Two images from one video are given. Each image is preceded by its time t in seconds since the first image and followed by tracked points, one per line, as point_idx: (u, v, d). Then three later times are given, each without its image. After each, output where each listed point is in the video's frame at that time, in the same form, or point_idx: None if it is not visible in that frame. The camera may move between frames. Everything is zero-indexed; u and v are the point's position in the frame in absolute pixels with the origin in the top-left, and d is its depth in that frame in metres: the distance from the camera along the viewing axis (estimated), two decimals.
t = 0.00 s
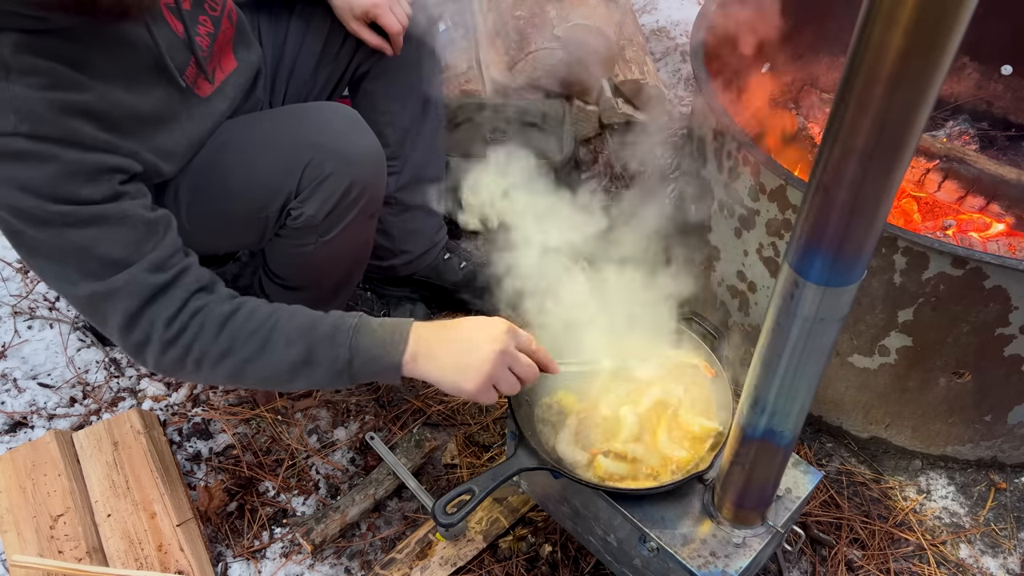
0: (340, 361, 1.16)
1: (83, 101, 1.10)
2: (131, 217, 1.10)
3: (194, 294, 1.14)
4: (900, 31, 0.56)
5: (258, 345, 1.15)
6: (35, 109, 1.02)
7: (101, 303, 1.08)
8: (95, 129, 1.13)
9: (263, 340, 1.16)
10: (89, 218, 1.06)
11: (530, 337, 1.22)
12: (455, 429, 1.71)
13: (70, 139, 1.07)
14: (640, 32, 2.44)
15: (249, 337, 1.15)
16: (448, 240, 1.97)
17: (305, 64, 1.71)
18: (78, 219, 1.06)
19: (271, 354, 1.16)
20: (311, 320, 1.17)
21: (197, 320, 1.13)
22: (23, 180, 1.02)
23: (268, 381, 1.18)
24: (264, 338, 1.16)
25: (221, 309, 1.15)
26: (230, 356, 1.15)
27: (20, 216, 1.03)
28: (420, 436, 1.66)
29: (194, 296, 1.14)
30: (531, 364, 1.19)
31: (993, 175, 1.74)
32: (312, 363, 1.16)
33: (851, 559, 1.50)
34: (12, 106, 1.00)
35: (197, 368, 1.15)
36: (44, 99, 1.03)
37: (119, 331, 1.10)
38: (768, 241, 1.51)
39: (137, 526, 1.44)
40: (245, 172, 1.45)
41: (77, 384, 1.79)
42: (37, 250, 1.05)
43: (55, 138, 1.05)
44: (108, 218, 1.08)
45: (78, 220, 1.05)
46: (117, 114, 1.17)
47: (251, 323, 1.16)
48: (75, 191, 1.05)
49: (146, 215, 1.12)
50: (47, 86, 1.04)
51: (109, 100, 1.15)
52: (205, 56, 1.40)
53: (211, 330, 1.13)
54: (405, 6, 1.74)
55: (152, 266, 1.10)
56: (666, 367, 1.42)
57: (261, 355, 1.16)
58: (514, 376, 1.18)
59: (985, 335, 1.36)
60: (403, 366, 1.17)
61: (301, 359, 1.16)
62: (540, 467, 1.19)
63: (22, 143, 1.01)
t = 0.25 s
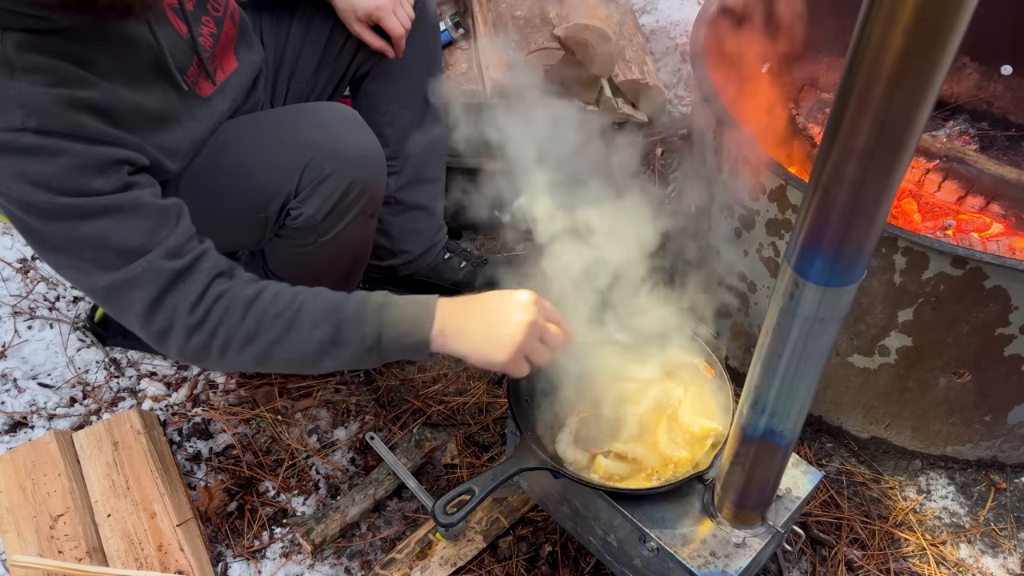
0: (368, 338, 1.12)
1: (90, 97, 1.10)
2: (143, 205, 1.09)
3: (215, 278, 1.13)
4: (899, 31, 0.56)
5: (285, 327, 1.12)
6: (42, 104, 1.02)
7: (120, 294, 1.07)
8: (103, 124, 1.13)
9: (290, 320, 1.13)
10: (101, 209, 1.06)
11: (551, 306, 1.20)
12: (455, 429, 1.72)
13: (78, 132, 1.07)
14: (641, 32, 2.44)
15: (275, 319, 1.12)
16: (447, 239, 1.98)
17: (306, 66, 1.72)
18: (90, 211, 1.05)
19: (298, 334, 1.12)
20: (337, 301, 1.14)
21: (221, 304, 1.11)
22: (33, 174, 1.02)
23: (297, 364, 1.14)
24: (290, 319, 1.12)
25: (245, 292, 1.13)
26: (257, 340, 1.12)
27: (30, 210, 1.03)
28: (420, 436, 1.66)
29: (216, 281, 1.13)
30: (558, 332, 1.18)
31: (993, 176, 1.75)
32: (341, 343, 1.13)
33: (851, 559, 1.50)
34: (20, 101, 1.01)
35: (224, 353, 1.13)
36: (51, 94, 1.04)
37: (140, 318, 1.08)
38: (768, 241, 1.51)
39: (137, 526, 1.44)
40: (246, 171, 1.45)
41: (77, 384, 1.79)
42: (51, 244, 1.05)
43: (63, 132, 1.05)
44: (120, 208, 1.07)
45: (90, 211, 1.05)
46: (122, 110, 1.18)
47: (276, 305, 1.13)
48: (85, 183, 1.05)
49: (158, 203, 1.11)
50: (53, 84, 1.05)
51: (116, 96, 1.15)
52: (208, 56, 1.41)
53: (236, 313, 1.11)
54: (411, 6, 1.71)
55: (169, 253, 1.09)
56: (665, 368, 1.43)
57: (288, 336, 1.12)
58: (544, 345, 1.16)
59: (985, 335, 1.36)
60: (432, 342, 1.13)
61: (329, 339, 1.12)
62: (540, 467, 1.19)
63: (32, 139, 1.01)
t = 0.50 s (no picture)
0: (389, 342, 1.16)
1: (95, 91, 1.10)
2: (151, 196, 1.10)
3: (233, 271, 1.14)
4: (899, 31, 0.56)
5: (304, 324, 1.15)
6: (51, 99, 1.03)
7: (132, 284, 1.08)
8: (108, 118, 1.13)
9: (310, 318, 1.15)
10: (108, 202, 1.06)
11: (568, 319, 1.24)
12: (455, 429, 1.72)
13: (85, 127, 1.07)
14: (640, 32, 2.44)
15: (294, 315, 1.14)
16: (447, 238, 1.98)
17: (305, 66, 1.71)
18: (98, 204, 1.05)
19: (317, 333, 1.15)
20: (358, 302, 1.16)
21: (238, 298, 1.12)
22: (41, 168, 1.01)
23: (312, 361, 1.17)
24: (310, 317, 1.15)
25: (266, 286, 1.14)
26: (275, 334, 1.14)
27: (36, 205, 1.02)
28: (420, 436, 1.66)
29: (233, 273, 1.14)
30: (575, 345, 1.21)
31: (993, 176, 1.75)
32: (359, 343, 1.16)
33: (851, 559, 1.50)
34: (27, 96, 1.01)
35: (238, 346, 1.14)
36: (58, 88, 1.04)
37: (153, 305, 1.08)
38: (768, 241, 1.51)
39: (137, 527, 1.44)
40: (246, 170, 1.45)
41: (77, 384, 1.79)
42: (58, 238, 1.04)
43: (71, 126, 1.05)
44: (128, 200, 1.07)
45: (98, 204, 1.05)
46: (128, 106, 1.17)
47: (296, 301, 1.15)
48: (92, 176, 1.05)
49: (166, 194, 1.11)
50: (57, 78, 1.04)
51: (122, 93, 1.16)
52: (207, 55, 1.41)
53: (255, 307, 1.13)
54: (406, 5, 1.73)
55: (178, 244, 1.09)
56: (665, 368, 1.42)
57: (307, 334, 1.15)
58: (560, 358, 1.20)
59: (985, 335, 1.36)
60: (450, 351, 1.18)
61: (348, 339, 1.15)
62: (540, 468, 1.19)
63: (39, 133, 1.01)
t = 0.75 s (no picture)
0: (332, 359, 1.14)
1: (87, 96, 1.10)
2: (130, 212, 1.10)
3: (189, 290, 1.14)
4: (900, 31, 0.56)
5: (251, 343, 1.14)
6: (37, 103, 1.03)
7: (99, 300, 1.09)
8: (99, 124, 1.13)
9: (256, 337, 1.14)
10: (86, 215, 1.07)
11: (519, 330, 1.21)
12: (455, 429, 1.71)
13: (70, 135, 1.07)
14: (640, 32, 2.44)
15: (241, 335, 1.13)
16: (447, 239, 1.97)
17: (306, 63, 1.71)
18: (77, 215, 1.06)
19: (263, 352, 1.14)
20: (302, 319, 1.15)
21: (190, 317, 1.12)
22: (22, 176, 1.02)
23: (262, 380, 1.17)
24: (256, 336, 1.14)
25: (214, 306, 1.14)
26: (222, 355, 1.13)
27: (18, 212, 1.03)
28: (420, 436, 1.66)
29: (189, 292, 1.14)
30: (527, 358, 1.19)
31: (993, 176, 1.73)
32: (305, 361, 1.15)
33: (851, 559, 1.50)
34: (12, 101, 1.01)
35: (192, 366, 1.14)
36: (45, 94, 1.04)
37: (117, 326, 1.09)
38: (768, 241, 1.51)
39: (137, 527, 1.44)
40: (245, 169, 1.45)
41: (77, 384, 1.79)
42: (37, 247, 1.06)
43: (54, 132, 1.05)
44: (105, 214, 1.08)
45: (76, 216, 1.06)
46: (118, 109, 1.17)
47: (244, 319, 1.14)
48: (74, 187, 1.06)
49: (145, 210, 1.12)
50: (48, 81, 1.05)
51: (111, 95, 1.15)
52: (207, 56, 1.41)
53: (203, 327, 1.12)
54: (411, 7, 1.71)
55: (148, 262, 1.10)
56: (665, 367, 1.42)
57: (253, 353, 1.14)
58: (510, 371, 1.17)
59: (985, 335, 1.36)
60: (396, 363, 1.14)
61: (294, 358, 1.14)
62: (540, 467, 1.19)
63: (22, 139, 1.01)
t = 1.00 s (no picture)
0: (334, 360, 1.14)
1: (76, 97, 1.10)
2: (124, 211, 1.10)
3: (190, 289, 1.14)
4: (900, 32, 0.56)
5: (253, 343, 1.15)
6: (27, 104, 1.03)
7: (96, 298, 1.09)
8: (91, 126, 1.13)
9: (258, 337, 1.15)
10: (79, 214, 1.07)
11: (521, 339, 1.21)
12: (455, 429, 1.71)
13: (62, 134, 1.07)
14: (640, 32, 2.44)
15: (244, 334, 1.14)
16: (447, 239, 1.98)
17: (306, 64, 1.71)
18: (70, 214, 1.07)
19: (265, 352, 1.15)
20: (306, 321, 1.16)
21: (192, 316, 1.13)
22: (16, 175, 1.03)
23: (263, 379, 1.17)
24: (258, 336, 1.15)
25: (216, 305, 1.15)
26: (225, 354, 1.14)
27: (12, 212, 1.04)
28: (420, 436, 1.66)
29: (190, 291, 1.14)
30: (528, 368, 1.19)
31: (993, 176, 1.74)
32: (307, 362, 1.15)
33: (851, 559, 1.50)
34: (5, 101, 1.01)
35: (193, 364, 1.15)
36: (35, 95, 1.04)
37: (116, 324, 1.10)
38: (768, 241, 1.51)
39: (137, 527, 1.44)
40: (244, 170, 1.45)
41: (77, 384, 1.79)
42: (32, 247, 1.07)
43: (48, 133, 1.05)
44: (99, 213, 1.09)
45: (70, 215, 1.07)
46: (111, 111, 1.18)
47: (247, 319, 1.15)
48: (67, 186, 1.06)
49: (139, 209, 1.12)
50: (36, 83, 1.05)
51: (101, 96, 1.15)
52: (201, 54, 1.40)
53: (207, 326, 1.13)
54: (412, 12, 1.70)
55: (145, 262, 1.10)
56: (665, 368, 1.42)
57: (255, 353, 1.15)
58: (510, 380, 1.17)
59: (985, 335, 1.36)
60: (397, 366, 1.16)
61: (295, 358, 1.15)
62: (540, 467, 1.19)
63: (13, 139, 1.02)
